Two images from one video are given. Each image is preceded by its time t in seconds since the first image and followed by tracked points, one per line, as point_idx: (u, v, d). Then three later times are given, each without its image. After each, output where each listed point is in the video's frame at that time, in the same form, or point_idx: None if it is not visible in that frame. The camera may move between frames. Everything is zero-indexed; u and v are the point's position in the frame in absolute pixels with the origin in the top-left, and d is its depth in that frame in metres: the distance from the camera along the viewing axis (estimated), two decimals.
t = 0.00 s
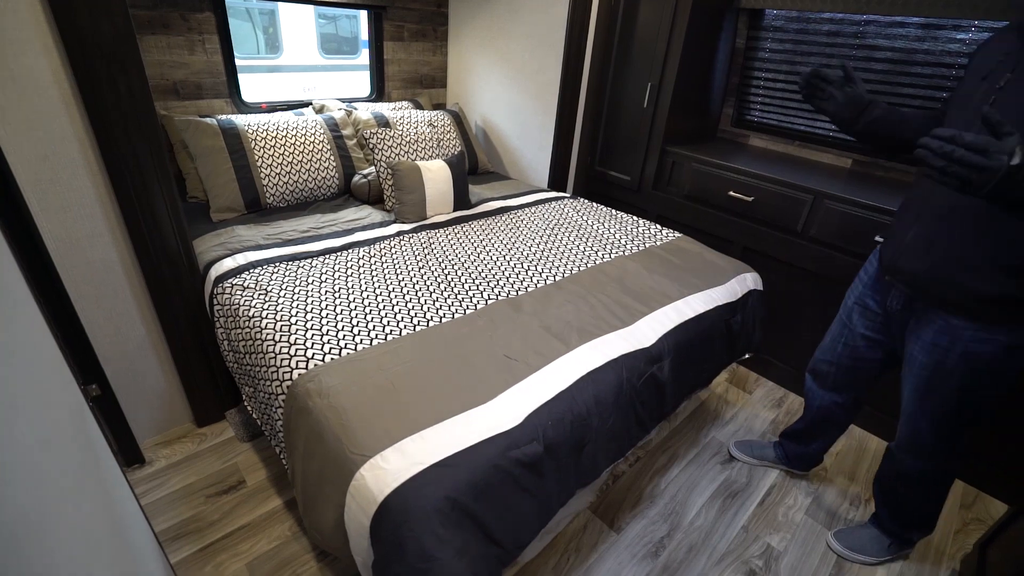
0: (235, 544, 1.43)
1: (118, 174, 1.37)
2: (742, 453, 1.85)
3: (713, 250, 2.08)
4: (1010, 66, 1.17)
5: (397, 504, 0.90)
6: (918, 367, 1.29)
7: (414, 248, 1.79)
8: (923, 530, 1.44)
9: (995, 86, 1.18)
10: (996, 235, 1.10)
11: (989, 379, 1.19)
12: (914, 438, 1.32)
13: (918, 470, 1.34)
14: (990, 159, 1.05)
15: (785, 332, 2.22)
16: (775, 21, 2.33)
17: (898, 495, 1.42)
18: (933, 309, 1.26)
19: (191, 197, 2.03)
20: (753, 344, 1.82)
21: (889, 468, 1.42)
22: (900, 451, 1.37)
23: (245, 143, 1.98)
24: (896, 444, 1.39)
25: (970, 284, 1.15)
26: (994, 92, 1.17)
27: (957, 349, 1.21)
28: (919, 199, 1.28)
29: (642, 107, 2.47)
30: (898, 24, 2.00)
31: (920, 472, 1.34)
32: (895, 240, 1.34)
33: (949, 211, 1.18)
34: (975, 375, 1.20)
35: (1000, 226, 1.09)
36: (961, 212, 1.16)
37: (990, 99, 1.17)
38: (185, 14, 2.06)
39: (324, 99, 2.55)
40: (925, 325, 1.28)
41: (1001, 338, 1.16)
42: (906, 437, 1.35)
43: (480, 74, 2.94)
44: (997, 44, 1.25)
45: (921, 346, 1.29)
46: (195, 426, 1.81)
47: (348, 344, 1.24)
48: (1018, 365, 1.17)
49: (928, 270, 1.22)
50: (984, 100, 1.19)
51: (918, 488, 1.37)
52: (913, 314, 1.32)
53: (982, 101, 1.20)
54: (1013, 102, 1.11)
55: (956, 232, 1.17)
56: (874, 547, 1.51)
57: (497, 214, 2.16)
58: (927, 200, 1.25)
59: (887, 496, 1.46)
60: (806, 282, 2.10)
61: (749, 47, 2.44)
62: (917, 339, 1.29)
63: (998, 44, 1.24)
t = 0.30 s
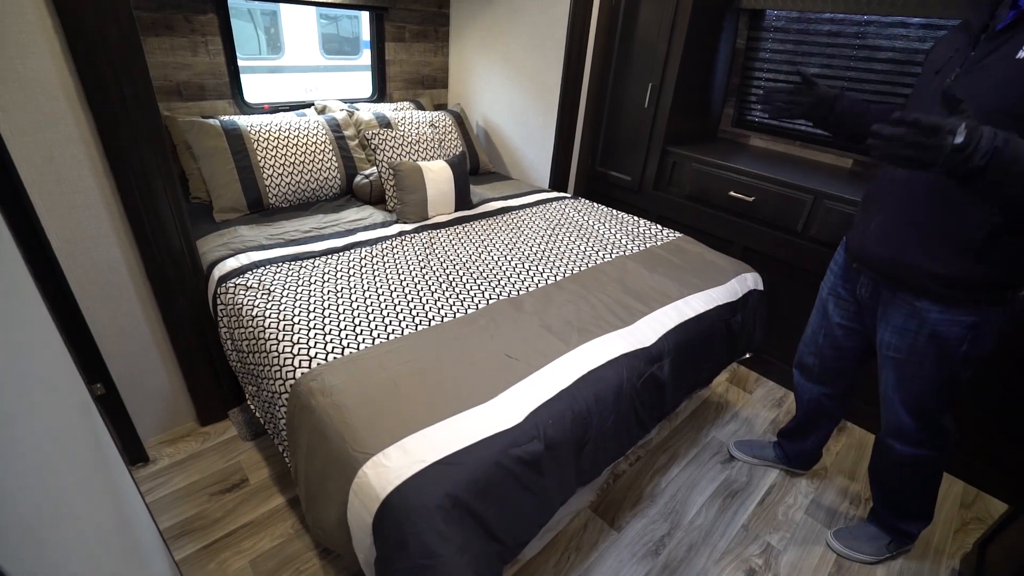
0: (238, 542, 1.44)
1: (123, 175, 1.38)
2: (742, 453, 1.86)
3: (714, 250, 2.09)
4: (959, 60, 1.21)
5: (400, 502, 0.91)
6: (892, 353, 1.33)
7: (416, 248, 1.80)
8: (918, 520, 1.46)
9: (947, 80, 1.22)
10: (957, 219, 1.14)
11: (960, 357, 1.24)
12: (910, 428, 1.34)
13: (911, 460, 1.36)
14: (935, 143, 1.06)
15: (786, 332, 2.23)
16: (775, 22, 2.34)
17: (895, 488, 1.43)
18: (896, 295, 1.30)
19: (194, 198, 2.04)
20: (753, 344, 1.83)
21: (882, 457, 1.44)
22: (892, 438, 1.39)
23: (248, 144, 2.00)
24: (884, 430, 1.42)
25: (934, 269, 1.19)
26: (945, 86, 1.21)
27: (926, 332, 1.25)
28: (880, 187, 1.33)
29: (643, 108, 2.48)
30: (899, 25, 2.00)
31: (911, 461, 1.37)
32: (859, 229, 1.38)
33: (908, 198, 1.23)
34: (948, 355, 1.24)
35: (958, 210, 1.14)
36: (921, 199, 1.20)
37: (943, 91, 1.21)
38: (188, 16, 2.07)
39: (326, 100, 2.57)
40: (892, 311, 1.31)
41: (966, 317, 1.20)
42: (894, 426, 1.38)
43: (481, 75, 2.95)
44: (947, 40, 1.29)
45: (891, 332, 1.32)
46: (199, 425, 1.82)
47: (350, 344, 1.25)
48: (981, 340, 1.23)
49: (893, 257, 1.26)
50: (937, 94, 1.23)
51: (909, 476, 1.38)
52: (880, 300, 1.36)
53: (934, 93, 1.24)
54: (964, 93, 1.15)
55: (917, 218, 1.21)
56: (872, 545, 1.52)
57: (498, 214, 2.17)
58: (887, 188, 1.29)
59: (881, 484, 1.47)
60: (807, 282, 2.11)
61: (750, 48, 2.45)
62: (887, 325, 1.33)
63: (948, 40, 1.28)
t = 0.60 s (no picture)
0: (240, 540, 1.44)
1: (125, 175, 1.39)
2: (743, 453, 1.86)
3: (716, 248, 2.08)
4: (936, 52, 1.20)
5: (401, 501, 0.91)
6: (876, 342, 1.33)
7: (418, 247, 1.80)
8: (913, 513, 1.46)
9: (924, 72, 1.21)
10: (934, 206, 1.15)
11: (942, 344, 1.25)
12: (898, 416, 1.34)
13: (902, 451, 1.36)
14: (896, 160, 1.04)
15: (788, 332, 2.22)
16: (778, 20, 2.33)
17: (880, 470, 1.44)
18: (876, 283, 1.30)
19: (196, 197, 2.05)
20: (756, 342, 1.82)
21: (878, 453, 1.43)
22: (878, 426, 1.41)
23: (249, 143, 2.00)
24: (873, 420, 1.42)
25: (914, 256, 1.20)
26: (922, 78, 1.20)
27: (908, 319, 1.26)
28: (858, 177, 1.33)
29: (645, 107, 2.47)
30: (902, 23, 2.00)
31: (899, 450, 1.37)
32: (840, 220, 1.38)
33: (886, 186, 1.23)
34: (931, 342, 1.25)
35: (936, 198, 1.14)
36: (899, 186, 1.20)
37: (920, 83, 1.21)
38: (190, 15, 2.08)
39: (328, 99, 2.57)
40: (874, 300, 1.31)
41: (947, 303, 1.21)
42: (883, 418, 1.38)
43: (482, 74, 2.95)
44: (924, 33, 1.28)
45: (874, 321, 1.33)
46: (201, 424, 1.82)
47: (352, 343, 1.25)
48: (960, 324, 1.24)
49: (874, 244, 1.27)
50: (914, 86, 1.23)
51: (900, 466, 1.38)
52: (862, 290, 1.35)
53: (911, 85, 1.23)
54: (940, 85, 1.15)
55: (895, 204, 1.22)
56: (874, 542, 1.52)
57: (500, 213, 2.16)
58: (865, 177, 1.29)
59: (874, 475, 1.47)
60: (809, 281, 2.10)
61: (752, 46, 2.44)
62: (870, 314, 1.33)
63: (925, 33, 1.28)
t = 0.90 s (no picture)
0: (243, 540, 1.45)
1: (129, 175, 1.39)
2: (747, 453, 1.85)
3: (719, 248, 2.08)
4: (918, 49, 1.19)
5: (404, 500, 0.91)
6: (859, 334, 1.31)
7: (420, 247, 1.80)
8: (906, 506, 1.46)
9: (907, 68, 1.19)
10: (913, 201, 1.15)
11: (922, 335, 1.24)
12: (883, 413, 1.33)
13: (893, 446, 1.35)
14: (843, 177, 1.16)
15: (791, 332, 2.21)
16: (781, 20, 2.33)
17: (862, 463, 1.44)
18: (858, 274, 1.29)
19: (199, 197, 2.05)
20: (759, 342, 1.82)
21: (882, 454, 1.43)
22: (860, 421, 1.38)
23: (252, 143, 2.00)
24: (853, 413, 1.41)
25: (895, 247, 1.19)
26: (905, 75, 1.19)
27: (891, 311, 1.24)
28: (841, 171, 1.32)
29: (648, 107, 2.47)
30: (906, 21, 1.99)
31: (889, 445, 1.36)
32: (826, 213, 1.37)
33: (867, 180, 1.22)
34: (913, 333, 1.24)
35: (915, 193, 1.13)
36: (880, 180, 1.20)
37: (902, 79, 1.19)
38: (193, 15, 2.08)
39: (330, 99, 2.57)
40: (858, 292, 1.30)
41: (929, 293, 1.20)
42: (867, 415, 1.36)
43: (485, 74, 2.95)
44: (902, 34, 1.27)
45: (857, 313, 1.31)
46: (204, 423, 1.82)
47: (355, 343, 1.25)
48: (940, 316, 1.24)
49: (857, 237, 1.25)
50: (897, 83, 1.21)
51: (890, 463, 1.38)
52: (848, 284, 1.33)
53: (893, 81, 1.21)
54: (923, 82, 1.13)
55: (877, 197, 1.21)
56: (876, 537, 1.52)
57: (502, 213, 2.16)
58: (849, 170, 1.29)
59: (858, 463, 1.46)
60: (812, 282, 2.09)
61: (755, 46, 2.44)
62: (853, 306, 1.31)
63: (905, 31, 1.26)
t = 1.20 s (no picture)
0: (246, 540, 1.44)
1: (133, 175, 1.39)
2: (750, 454, 1.84)
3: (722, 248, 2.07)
4: (909, 50, 1.18)
5: (407, 501, 0.91)
6: (847, 324, 1.31)
7: (423, 247, 1.79)
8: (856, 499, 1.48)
9: (899, 69, 1.18)
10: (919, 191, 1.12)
11: (909, 330, 1.24)
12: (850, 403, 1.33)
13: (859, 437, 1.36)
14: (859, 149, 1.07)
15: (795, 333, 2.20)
16: (785, 19, 2.32)
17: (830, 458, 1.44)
18: (856, 265, 1.28)
19: (202, 197, 2.05)
20: (763, 342, 1.81)
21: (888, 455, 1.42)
22: (819, 410, 1.41)
23: (255, 143, 2.00)
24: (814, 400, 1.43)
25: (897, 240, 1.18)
26: (897, 76, 1.17)
27: (882, 303, 1.23)
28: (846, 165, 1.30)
29: (651, 106, 2.46)
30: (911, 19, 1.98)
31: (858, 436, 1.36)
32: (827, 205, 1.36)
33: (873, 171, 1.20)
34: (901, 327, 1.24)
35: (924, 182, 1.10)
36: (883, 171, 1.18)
37: (895, 80, 1.18)
38: (197, 16, 2.08)
39: (333, 99, 2.57)
40: (854, 281, 1.29)
41: (922, 289, 1.19)
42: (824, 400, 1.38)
43: (487, 74, 2.95)
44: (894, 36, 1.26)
45: (849, 303, 1.31)
46: (207, 423, 1.82)
47: (358, 343, 1.24)
48: (930, 313, 1.23)
49: (858, 228, 1.24)
50: (890, 83, 1.19)
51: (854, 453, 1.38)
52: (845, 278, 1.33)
53: (886, 82, 1.20)
54: (916, 82, 1.12)
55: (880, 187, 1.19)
56: (828, 529, 1.53)
57: (505, 213, 2.16)
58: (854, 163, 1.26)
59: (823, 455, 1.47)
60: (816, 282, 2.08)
61: (758, 45, 2.43)
62: (847, 295, 1.31)
63: (893, 35, 1.26)
